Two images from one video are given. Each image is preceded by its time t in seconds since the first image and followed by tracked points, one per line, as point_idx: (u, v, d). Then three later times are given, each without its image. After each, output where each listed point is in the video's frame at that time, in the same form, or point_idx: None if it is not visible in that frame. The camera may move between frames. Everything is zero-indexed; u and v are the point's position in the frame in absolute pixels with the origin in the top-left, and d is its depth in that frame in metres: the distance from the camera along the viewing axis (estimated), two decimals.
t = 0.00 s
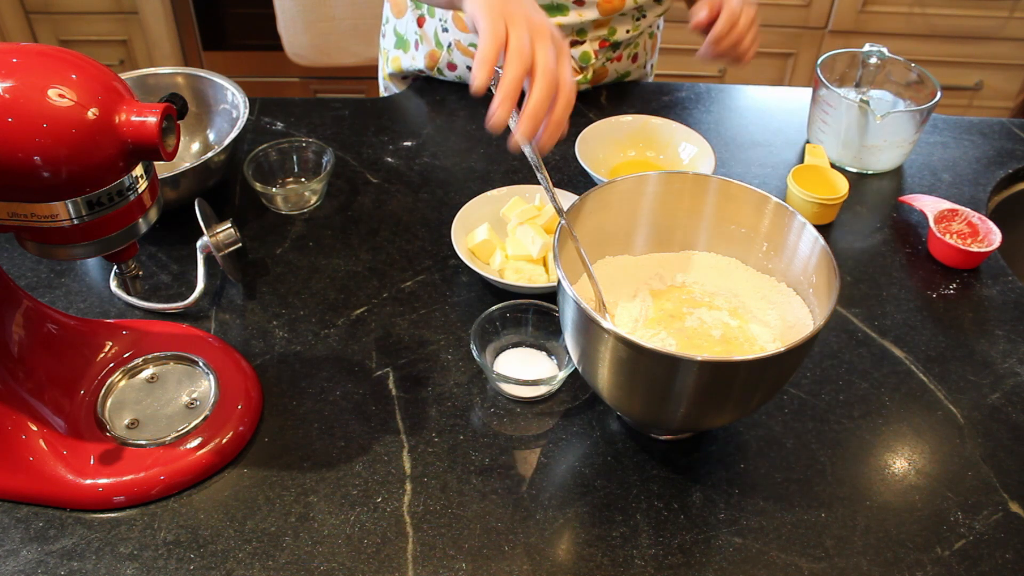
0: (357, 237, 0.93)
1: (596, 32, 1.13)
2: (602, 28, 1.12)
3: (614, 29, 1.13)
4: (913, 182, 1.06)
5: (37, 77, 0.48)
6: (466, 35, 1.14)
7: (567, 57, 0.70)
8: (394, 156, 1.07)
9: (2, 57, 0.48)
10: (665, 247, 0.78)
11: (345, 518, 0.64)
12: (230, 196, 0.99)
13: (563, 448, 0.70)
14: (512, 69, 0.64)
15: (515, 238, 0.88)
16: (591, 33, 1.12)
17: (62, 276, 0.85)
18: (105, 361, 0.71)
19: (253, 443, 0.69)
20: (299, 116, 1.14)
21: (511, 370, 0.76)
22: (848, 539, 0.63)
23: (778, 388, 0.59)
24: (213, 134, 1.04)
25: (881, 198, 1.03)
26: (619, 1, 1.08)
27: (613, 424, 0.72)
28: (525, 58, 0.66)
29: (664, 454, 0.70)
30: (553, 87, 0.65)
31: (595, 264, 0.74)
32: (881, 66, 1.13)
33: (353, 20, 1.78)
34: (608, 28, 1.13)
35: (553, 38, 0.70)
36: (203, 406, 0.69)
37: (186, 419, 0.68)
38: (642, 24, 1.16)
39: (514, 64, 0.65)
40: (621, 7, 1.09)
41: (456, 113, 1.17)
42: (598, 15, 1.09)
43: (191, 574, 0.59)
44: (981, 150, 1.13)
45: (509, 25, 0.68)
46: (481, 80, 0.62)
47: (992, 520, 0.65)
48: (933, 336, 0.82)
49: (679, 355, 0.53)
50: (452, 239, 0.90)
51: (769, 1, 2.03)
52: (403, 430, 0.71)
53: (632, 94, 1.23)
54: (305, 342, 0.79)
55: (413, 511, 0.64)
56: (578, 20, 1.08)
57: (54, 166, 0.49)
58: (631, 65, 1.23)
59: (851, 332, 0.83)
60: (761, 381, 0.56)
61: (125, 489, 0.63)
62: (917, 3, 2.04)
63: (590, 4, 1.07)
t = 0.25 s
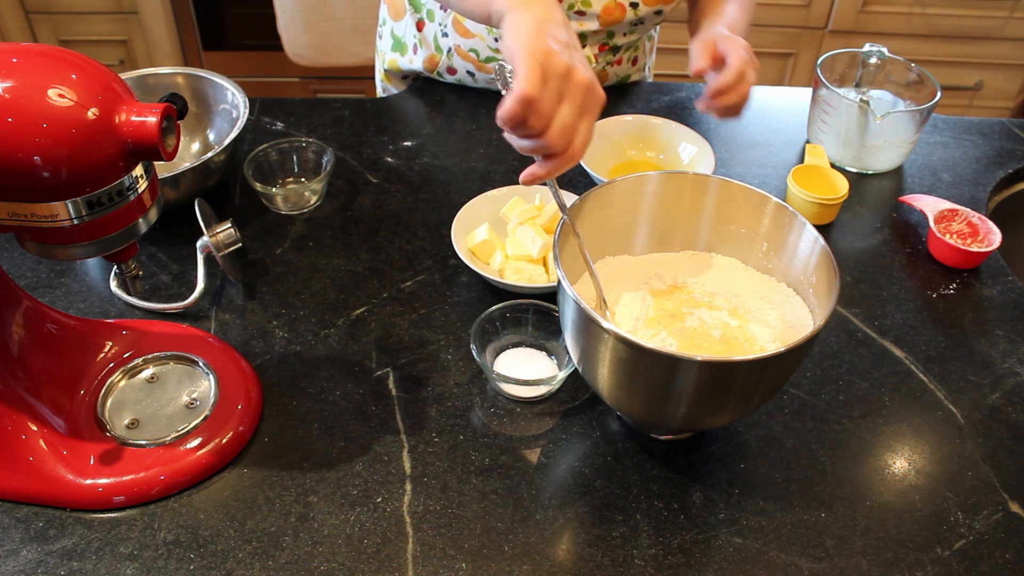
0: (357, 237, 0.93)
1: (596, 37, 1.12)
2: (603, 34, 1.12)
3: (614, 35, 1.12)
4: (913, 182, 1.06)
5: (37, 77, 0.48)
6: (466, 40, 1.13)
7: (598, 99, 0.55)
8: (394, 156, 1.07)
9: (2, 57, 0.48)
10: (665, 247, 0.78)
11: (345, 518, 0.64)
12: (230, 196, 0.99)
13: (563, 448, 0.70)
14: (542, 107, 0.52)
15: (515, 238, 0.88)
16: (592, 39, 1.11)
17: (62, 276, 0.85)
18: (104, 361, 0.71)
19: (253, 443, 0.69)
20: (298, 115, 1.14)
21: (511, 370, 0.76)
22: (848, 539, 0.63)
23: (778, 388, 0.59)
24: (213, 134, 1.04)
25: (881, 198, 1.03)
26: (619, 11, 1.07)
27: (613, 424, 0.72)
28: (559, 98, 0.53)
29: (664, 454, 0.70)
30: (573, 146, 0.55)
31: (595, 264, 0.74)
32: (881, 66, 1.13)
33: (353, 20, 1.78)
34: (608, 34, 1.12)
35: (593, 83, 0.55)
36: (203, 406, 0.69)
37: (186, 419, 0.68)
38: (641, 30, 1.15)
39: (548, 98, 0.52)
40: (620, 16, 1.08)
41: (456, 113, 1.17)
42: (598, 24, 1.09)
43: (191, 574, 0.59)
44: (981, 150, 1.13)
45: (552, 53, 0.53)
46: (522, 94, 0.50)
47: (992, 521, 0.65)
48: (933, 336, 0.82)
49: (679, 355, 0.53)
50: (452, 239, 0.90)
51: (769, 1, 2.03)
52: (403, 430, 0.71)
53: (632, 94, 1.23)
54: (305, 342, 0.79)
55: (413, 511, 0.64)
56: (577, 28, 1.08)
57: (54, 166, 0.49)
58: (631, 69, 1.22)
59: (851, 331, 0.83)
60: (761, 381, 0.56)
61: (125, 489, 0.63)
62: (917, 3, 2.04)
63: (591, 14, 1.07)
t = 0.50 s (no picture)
0: (357, 237, 0.93)
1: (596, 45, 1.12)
2: (604, 42, 1.11)
3: (615, 43, 1.12)
4: (913, 182, 1.06)
5: (37, 77, 0.48)
6: (466, 44, 1.13)
7: (620, 106, 0.61)
8: (394, 156, 1.07)
9: (2, 57, 0.48)
10: (665, 246, 0.78)
11: (345, 518, 0.64)
12: (230, 195, 0.99)
13: (563, 449, 0.70)
14: (565, 113, 0.58)
15: (515, 238, 0.88)
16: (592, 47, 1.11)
17: (62, 276, 0.85)
18: (104, 361, 0.71)
19: (253, 443, 0.69)
20: (298, 115, 1.14)
21: (511, 370, 0.76)
22: (848, 539, 0.63)
23: (778, 388, 0.59)
24: (213, 134, 1.04)
25: (881, 198, 1.03)
26: (619, 22, 1.06)
27: (613, 424, 0.72)
28: (582, 107, 0.59)
29: (665, 454, 0.70)
30: (590, 148, 0.60)
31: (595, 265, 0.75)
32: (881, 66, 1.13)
33: (353, 20, 1.78)
34: (609, 42, 1.12)
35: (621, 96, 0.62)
36: (203, 406, 0.69)
37: (186, 419, 0.68)
38: (644, 38, 1.14)
39: (572, 106, 0.58)
40: (620, 27, 1.07)
41: (456, 113, 1.17)
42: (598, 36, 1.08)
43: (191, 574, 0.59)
44: (981, 150, 1.13)
45: (582, 68, 0.59)
46: (536, 106, 0.59)
47: (992, 521, 0.65)
48: (933, 337, 0.82)
49: (679, 355, 0.53)
50: (452, 239, 0.90)
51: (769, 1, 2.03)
52: (403, 430, 0.71)
53: (632, 94, 1.23)
54: (305, 341, 0.79)
55: (413, 511, 0.64)
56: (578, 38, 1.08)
57: (54, 166, 0.49)
58: (633, 75, 1.22)
59: (851, 331, 0.83)
60: (761, 381, 0.56)
61: (125, 489, 0.63)
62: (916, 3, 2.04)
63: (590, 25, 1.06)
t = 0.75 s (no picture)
0: (357, 237, 0.93)
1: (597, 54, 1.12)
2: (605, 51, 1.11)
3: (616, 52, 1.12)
4: (913, 182, 1.06)
5: (37, 77, 0.48)
6: (467, 49, 1.13)
7: (641, 40, 0.64)
8: (394, 156, 1.07)
9: (2, 57, 0.48)
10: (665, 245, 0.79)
11: (345, 518, 0.64)
12: (230, 195, 0.99)
13: (563, 449, 0.70)
14: (616, 38, 0.59)
15: (515, 238, 0.88)
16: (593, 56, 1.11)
17: (62, 276, 0.85)
18: (105, 361, 0.71)
19: (253, 443, 0.69)
20: (298, 115, 1.14)
21: (510, 371, 0.76)
22: (848, 539, 0.63)
23: (778, 388, 0.59)
24: (213, 134, 1.04)
25: (881, 198, 1.03)
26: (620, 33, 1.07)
27: (613, 424, 0.72)
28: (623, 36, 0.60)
29: (665, 454, 0.70)
30: (630, 74, 0.61)
31: (594, 265, 0.75)
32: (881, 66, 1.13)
33: (353, 20, 1.78)
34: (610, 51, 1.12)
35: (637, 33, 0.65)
36: (204, 406, 0.69)
37: (186, 419, 0.68)
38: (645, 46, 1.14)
39: (620, 33, 0.59)
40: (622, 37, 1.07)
41: (456, 113, 1.17)
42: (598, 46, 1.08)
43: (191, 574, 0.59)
44: (981, 150, 1.13)
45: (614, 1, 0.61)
46: (587, 35, 0.57)
47: (992, 521, 0.65)
48: (933, 337, 0.82)
49: (679, 355, 0.53)
50: (452, 239, 0.90)
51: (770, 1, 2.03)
52: (403, 430, 0.71)
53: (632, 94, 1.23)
54: (305, 342, 0.79)
55: (413, 511, 0.64)
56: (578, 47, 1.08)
57: (54, 166, 0.49)
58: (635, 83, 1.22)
59: (851, 331, 0.83)
60: (761, 381, 0.56)
61: (125, 489, 0.63)
62: (916, 3, 2.04)
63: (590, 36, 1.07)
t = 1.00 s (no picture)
0: (357, 237, 0.93)
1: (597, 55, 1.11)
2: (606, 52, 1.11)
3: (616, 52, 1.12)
4: (913, 182, 1.06)
5: (37, 77, 0.48)
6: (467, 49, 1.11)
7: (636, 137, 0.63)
8: (394, 156, 1.07)
9: (1, 57, 0.48)
10: (665, 245, 0.78)
11: (345, 518, 0.64)
12: (229, 195, 0.99)
13: (563, 449, 0.70)
14: (607, 143, 0.58)
15: (515, 238, 0.88)
16: (593, 57, 1.11)
17: (62, 276, 0.85)
18: (104, 361, 0.71)
19: (253, 443, 0.69)
20: (298, 115, 1.14)
21: (510, 371, 0.76)
22: (848, 539, 0.63)
23: (779, 388, 0.59)
24: (213, 134, 1.04)
25: (881, 198, 1.03)
26: (620, 35, 1.07)
27: (613, 424, 0.72)
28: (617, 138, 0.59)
29: (664, 454, 0.70)
30: (618, 178, 0.60)
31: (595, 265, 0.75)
32: (881, 66, 1.13)
33: (353, 20, 1.78)
34: (610, 52, 1.11)
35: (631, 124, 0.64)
36: (203, 406, 0.69)
37: (186, 419, 0.68)
38: (646, 46, 1.14)
39: (612, 138, 0.58)
40: (622, 39, 1.08)
41: (456, 113, 1.17)
42: (599, 47, 1.09)
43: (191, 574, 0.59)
44: (981, 150, 1.13)
45: (608, 100, 0.60)
46: (575, 141, 0.57)
47: (992, 520, 0.65)
48: (933, 336, 0.82)
49: (679, 355, 0.53)
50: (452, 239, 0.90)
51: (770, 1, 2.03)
52: (403, 430, 0.71)
53: (632, 94, 1.23)
54: (305, 342, 0.79)
55: (413, 511, 0.64)
56: (579, 49, 1.08)
57: (54, 166, 0.49)
58: (633, 81, 1.23)
59: (851, 331, 0.83)
60: (761, 382, 0.56)
61: (125, 489, 0.63)
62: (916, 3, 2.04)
63: (591, 37, 1.07)
